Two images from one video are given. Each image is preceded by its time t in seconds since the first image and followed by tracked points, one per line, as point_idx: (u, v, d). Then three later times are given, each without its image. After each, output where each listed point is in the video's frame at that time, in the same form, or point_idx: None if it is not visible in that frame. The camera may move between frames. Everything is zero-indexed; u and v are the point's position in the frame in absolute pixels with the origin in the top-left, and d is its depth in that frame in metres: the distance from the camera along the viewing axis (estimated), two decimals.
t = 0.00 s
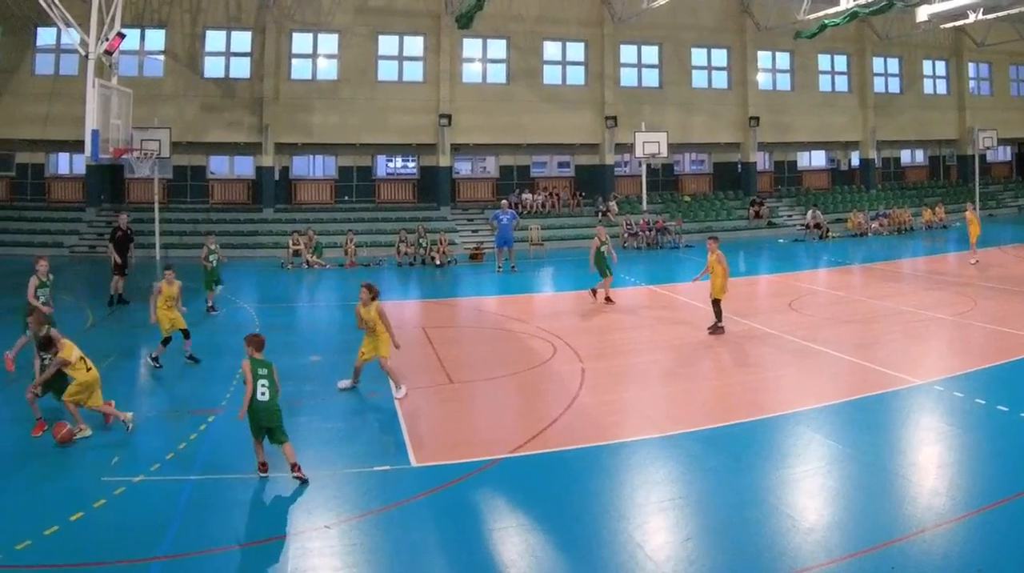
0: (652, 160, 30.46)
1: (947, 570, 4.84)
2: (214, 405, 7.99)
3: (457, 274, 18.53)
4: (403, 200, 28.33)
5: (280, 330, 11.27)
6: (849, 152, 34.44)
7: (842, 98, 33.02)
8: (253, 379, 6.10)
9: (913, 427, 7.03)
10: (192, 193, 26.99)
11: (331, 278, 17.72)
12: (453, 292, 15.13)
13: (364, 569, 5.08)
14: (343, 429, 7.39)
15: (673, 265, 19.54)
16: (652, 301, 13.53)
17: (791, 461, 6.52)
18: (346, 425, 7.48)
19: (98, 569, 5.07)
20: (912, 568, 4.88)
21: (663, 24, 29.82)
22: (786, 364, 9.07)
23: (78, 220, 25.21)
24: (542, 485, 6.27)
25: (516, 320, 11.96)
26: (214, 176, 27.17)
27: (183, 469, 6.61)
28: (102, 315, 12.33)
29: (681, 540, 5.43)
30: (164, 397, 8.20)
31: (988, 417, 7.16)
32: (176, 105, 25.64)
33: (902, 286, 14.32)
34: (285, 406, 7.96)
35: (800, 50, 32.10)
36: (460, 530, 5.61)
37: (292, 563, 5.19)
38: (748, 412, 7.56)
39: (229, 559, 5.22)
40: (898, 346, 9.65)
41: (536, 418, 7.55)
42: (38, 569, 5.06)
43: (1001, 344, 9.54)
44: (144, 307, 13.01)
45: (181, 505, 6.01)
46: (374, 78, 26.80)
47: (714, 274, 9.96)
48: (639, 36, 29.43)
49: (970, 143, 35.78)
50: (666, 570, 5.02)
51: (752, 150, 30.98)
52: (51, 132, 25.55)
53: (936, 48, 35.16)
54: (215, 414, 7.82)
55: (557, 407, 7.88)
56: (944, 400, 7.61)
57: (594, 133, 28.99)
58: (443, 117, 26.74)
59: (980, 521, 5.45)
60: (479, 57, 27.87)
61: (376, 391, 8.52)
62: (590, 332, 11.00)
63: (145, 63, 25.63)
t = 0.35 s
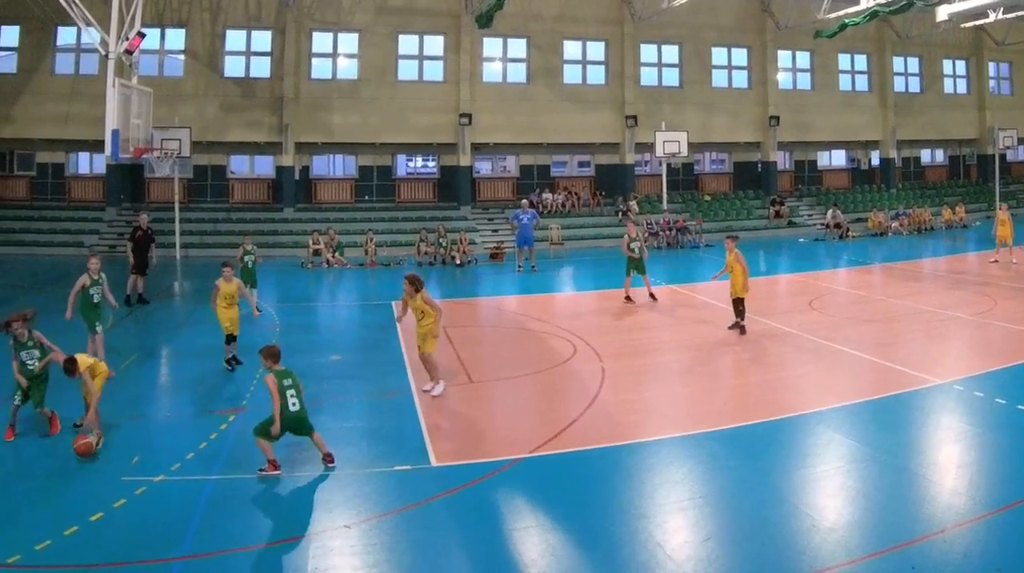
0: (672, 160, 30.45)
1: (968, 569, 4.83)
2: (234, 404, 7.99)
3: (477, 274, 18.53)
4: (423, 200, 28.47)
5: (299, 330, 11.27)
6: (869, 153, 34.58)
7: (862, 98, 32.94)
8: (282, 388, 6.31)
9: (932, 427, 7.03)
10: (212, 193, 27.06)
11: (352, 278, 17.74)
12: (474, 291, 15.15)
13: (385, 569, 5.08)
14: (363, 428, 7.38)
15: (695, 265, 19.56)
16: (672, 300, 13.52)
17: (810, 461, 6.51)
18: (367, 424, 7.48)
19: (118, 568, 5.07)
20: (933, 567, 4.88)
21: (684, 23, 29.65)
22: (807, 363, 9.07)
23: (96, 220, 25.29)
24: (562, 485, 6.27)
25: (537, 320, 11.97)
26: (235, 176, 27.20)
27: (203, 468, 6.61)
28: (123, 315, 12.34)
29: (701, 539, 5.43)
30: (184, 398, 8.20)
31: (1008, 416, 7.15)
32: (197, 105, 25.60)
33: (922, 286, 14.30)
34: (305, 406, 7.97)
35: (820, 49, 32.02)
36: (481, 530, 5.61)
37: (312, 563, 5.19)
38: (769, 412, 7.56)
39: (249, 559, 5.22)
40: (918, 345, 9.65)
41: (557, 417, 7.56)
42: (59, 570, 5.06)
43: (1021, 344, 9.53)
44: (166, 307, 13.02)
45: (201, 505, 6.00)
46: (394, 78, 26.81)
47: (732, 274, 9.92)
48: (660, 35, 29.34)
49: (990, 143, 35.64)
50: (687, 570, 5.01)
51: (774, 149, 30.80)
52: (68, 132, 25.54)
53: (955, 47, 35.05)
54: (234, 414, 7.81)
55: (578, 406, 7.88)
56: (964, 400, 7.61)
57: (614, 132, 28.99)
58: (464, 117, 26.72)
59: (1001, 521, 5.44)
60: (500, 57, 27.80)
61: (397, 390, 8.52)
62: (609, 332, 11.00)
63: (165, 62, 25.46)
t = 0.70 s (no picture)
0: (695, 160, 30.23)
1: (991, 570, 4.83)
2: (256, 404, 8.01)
3: (498, 274, 18.55)
4: (444, 201, 28.38)
5: (319, 330, 11.30)
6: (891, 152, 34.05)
7: (883, 98, 32.75)
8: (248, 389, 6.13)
9: (953, 427, 7.03)
10: (234, 193, 27.07)
11: (373, 278, 17.77)
12: (496, 292, 15.18)
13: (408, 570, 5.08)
14: (386, 429, 7.40)
15: (717, 265, 19.59)
16: (694, 301, 13.54)
17: (832, 461, 6.52)
18: (389, 425, 7.50)
19: (142, 568, 5.08)
20: (954, 568, 4.88)
21: (706, 24, 29.69)
22: (830, 363, 9.09)
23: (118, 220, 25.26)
24: (584, 485, 6.27)
25: (559, 320, 11.98)
26: (256, 176, 27.25)
27: (226, 469, 6.62)
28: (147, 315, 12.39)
29: (723, 540, 5.43)
30: (205, 398, 8.22)
31: None
32: (219, 105, 25.73)
33: (943, 286, 14.31)
34: (328, 406, 7.99)
35: (841, 50, 31.94)
36: (503, 531, 5.61)
37: (335, 563, 5.19)
38: (791, 412, 7.57)
39: (273, 559, 5.23)
40: (940, 346, 9.66)
41: (580, 418, 7.57)
42: (82, 570, 5.06)
43: None
44: (191, 308, 13.08)
45: (224, 505, 6.02)
46: (416, 78, 26.86)
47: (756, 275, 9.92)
48: (682, 35, 29.35)
49: (1011, 143, 35.49)
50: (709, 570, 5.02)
51: (795, 150, 30.80)
52: (89, 132, 25.62)
53: (977, 48, 34.89)
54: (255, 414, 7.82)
55: (600, 406, 7.90)
56: (985, 401, 7.61)
57: (634, 133, 28.95)
58: (485, 117, 26.78)
59: None
60: (521, 57, 27.87)
61: (419, 391, 8.55)
62: (631, 332, 11.01)
63: (187, 62, 25.60)
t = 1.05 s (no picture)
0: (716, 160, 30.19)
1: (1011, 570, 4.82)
2: (276, 403, 8.02)
3: (519, 274, 18.56)
4: (465, 200, 28.54)
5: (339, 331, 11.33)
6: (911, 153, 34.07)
7: (903, 98, 32.57)
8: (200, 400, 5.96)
9: (973, 427, 7.03)
10: (254, 193, 27.29)
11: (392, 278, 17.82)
12: (516, 292, 15.20)
13: (427, 569, 5.08)
14: (407, 428, 7.41)
15: (736, 265, 19.60)
16: (715, 300, 13.53)
17: (851, 461, 6.51)
18: (409, 424, 7.52)
19: (161, 568, 5.07)
20: (974, 567, 4.88)
21: (726, 24, 29.63)
22: (850, 363, 9.08)
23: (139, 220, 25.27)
24: (603, 485, 6.27)
25: (579, 320, 11.98)
26: (276, 176, 27.42)
27: (244, 468, 6.61)
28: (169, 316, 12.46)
29: (742, 539, 5.43)
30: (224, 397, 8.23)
31: None
32: (238, 105, 25.88)
33: (964, 286, 14.30)
34: (347, 406, 8.01)
35: (862, 50, 31.77)
36: (522, 530, 5.61)
37: (354, 563, 5.19)
38: (811, 411, 7.57)
39: (292, 558, 5.22)
40: (961, 346, 9.65)
41: (600, 417, 7.58)
42: (102, 569, 5.05)
43: None
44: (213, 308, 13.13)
45: (243, 504, 6.01)
46: (436, 78, 26.90)
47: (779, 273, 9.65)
48: (703, 35, 29.27)
49: None
50: (728, 570, 5.02)
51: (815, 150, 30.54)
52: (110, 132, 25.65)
53: (999, 48, 34.69)
54: (275, 414, 7.83)
55: (619, 406, 7.91)
56: (1004, 401, 7.61)
57: (654, 133, 28.87)
58: (505, 117, 26.78)
59: None
60: (541, 57, 27.88)
61: (439, 390, 8.57)
62: (651, 332, 11.01)
63: (206, 62, 25.86)
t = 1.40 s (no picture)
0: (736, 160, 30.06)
1: None
2: (296, 404, 8.05)
3: (538, 274, 18.59)
4: (484, 200, 28.35)
5: (359, 332, 11.38)
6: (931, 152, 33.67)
7: (924, 98, 32.39)
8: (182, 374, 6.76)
9: (993, 428, 7.02)
10: (274, 193, 27.19)
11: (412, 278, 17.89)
12: (536, 292, 15.24)
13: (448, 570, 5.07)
14: (427, 429, 7.41)
15: (755, 265, 19.59)
16: (735, 301, 13.50)
17: (871, 462, 6.50)
18: (429, 425, 7.54)
19: (183, 568, 5.07)
20: (995, 568, 4.87)
21: (746, 24, 29.58)
22: (870, 364, 9.08)
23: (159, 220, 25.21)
24: (623, 485, 6.27)
25: (600, 320, 12.01)
26: (296, 176, 27.33)
27: (264, 469, 6.61)
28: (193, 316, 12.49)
29: (762, 540, 5.42)
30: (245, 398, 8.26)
31: None
32: (258, 105, 25.84)
33: (985, 286, 14.26)
34: (368, 407, 8.03)
35: (882, 49, 31.61)
36: (543, 530, 5.60)
37: (375, 563, 5.18)
38: (832, 412, 7.57)
39: (315, 558, 5.22)
40: (983, 346, 9.63)
41: (621, 417, 7.60)
42: (123, 570, 5.05)
43: None
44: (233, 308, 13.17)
45: (265, 505, 6.02)
46: (456, 78, 27.00)
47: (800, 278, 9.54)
48: (723, 35, 29.24)
49: None
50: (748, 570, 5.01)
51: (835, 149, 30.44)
52: (131, 133, 25.89)
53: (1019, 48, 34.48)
54: (295, 415, 7.83)
55: (640, 406, 7.93)
56: None
57: (674, 132, 28.84)
58: (525, 117, 26.86)
59: None
60: (561, 57, 27.91)
61: (459, 391, 8.59)
62: (670, 332, 11.03)
63: (227, 62, 25.83)
